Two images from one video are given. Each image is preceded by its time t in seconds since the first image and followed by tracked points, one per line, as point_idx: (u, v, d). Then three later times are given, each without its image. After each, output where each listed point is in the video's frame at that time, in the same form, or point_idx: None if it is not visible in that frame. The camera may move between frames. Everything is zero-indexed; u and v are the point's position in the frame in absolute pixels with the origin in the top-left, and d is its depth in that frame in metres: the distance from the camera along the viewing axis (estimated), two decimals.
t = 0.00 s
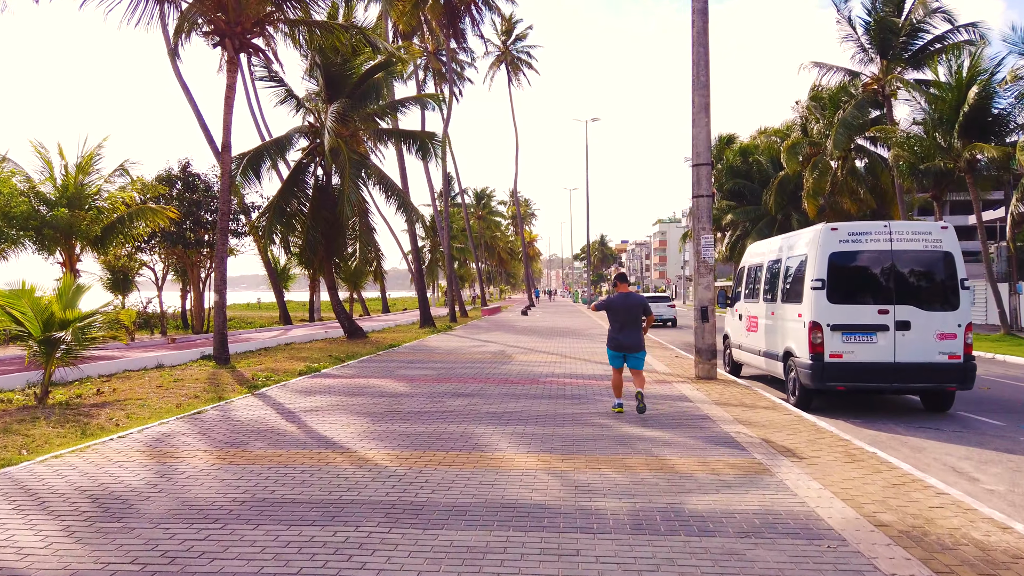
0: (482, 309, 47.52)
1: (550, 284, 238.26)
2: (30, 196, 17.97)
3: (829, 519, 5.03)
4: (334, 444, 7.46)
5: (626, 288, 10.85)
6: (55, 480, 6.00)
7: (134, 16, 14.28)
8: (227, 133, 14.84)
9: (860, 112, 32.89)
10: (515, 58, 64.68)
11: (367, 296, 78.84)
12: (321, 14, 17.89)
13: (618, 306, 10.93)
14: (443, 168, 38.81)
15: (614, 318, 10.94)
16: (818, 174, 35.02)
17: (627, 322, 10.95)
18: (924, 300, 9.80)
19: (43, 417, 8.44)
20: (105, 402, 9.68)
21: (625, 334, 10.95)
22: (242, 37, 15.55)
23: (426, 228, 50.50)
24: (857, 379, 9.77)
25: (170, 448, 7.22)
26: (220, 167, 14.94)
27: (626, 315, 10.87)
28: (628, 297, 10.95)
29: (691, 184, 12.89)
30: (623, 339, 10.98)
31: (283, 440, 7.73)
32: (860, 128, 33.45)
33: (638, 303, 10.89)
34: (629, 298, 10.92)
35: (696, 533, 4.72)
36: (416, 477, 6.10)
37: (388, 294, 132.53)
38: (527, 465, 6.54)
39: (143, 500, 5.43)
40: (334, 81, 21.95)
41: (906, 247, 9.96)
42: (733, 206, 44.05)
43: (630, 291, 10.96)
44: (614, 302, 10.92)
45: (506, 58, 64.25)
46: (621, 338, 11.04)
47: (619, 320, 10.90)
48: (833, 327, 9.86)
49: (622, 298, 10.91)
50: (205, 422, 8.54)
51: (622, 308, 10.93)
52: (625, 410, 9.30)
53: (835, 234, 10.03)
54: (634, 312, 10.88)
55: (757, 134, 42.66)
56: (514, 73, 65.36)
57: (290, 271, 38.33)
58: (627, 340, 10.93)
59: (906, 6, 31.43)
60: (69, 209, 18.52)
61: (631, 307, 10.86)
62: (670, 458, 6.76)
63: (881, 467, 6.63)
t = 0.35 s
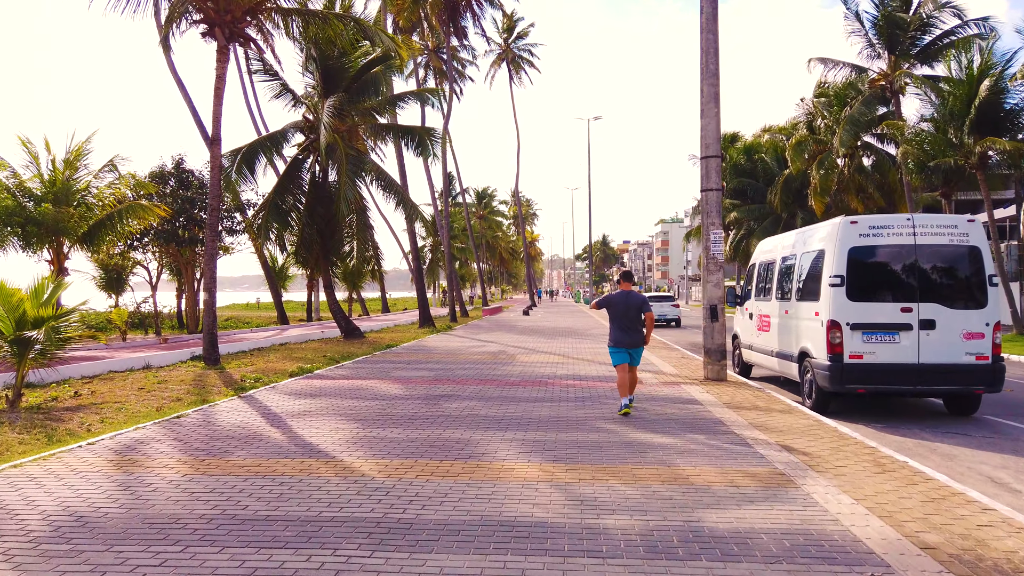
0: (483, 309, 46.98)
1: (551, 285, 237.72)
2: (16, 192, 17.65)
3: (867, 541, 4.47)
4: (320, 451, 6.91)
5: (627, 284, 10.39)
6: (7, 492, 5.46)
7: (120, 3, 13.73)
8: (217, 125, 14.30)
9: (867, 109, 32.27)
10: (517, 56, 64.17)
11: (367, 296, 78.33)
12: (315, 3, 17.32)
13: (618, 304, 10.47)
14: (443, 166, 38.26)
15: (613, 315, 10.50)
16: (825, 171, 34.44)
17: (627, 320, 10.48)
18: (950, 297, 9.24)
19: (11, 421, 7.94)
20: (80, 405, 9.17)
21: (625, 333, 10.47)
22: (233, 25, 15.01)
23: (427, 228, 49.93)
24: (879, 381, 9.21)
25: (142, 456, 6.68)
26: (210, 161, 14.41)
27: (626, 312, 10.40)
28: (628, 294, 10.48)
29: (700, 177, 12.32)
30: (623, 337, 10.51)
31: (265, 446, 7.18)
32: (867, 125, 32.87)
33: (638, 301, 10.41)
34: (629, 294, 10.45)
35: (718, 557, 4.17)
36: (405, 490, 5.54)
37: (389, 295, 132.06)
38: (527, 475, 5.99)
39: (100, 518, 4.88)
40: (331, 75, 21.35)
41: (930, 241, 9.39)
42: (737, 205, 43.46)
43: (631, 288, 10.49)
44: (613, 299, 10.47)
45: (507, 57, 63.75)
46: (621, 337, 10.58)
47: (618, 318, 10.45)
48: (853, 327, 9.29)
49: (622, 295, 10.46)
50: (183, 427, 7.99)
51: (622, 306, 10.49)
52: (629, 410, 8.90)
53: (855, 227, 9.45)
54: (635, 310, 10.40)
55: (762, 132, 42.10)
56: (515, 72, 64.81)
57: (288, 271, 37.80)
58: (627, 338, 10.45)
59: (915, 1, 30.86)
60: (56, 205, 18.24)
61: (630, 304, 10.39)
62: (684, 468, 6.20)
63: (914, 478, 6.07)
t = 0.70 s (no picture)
0: (482, 310, 46.44)
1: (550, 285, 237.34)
2: None
3: None
4: (301, 471, 6.37)
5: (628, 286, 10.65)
6: None
7: None
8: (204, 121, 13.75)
9: (871, 108, 31.70)
10: (516, 55, 63.66)
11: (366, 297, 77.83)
12: None
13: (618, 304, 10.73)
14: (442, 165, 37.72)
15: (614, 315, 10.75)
16: (828, 170, 33.93)
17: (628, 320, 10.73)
18: (975, 302, 8.71)
19: None
20: (50, 416, 8.68)
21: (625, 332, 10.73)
22: (220, 17, 14.50)
23: (425, 228, 49.35)
24: (900, 391, 8.67)
25: (107, 476, 6.15)
26: (197, 158, 13.86)
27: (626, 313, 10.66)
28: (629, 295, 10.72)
29: (708, 175, 11.79)
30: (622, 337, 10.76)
31: (242, 463, 6.65)
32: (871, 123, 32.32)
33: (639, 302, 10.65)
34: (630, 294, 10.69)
35: None
36: (391, 519, 5.00)
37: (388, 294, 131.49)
38: (527, 499, 5.46)
39: (44, 555, 4.35)
40: (325, 71, 20.79)
41: (955, 242, 8.85)
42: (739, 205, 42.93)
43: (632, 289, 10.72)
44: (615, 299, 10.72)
45: (507, 55, 63.25)
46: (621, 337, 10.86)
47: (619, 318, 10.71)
48: (872, 333, 8.76)
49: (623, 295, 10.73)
50: (156, 442, 7.46)
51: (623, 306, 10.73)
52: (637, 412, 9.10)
53: (874, 227, 8.91)
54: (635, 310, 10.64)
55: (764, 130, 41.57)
56: (514, 70, 64.26)
57: (284, 272, 37.23)
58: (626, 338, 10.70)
59: None
60: (38, 203, 17.81)
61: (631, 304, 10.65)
62: (698, 491, 5.67)
63: (950, 502, 5.54)
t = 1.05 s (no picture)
0: (485, 310, 45.89)
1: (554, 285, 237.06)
2: None
3: None
4: (282, 487, 5.81)
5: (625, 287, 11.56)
6: None
7: None
8: (193, 113, 13.22)
9: (881, 104, 30.98)
10: (519, 53, 63.13)
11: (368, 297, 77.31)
12: None
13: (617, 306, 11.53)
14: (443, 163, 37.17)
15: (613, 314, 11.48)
16: (837, 167, 33.35)
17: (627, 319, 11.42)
18: (1009, 301, 8.14)
19: None
20: (20, 424, 8.14)
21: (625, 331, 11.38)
22: (209, 5, 13.95)
23: (427, 227, 48.81)
24: (929, 398, 8.08)
25: (68, 493, 5.60)
26: (186, 153, 13.32)
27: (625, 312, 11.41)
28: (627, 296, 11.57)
29: (719, 168, 11.22)
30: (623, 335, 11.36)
31: (217, 478, 6.09)
32: (881, 120, 31.67)
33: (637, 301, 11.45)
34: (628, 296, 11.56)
35: None
36: (375, 547, 4.43)
37: (391, 294, 131.13)
38: (529, 522, 4.87)
39: None
40: (322, 64, 20.27)
41: (987, 237, 8.25)
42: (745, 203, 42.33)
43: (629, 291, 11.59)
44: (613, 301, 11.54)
45: (510, 53, 62.72)
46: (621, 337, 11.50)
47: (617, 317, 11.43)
48: (899, 335, 8.17)
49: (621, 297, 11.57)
50: (128, 453, 6.90)
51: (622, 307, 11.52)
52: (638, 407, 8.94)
53: (900, 221, 8.30)
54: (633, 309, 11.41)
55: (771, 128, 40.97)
56: (517, 69, 63.71)
57: (284, 272, 36.71)
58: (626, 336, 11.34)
59: None
60: (24, 200, 17.30)
61: (629, 304, 11.47)
62: (719, 512, 5.10)
63: (1003, 525, 4.95)
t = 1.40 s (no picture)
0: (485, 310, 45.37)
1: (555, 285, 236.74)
2: None
3: None
4: (256, 503, 5.27)
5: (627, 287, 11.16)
6: None
7: None
8: (179, 104, 12.70)
9: (888, 100, 30.36)
10: (520, 51, 62.69)
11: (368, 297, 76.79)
12: None
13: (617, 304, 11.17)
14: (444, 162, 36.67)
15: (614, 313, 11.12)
16: (843, 165, 32.90)
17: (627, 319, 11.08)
18: None
19: None
20: None
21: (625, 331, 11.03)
22: None
23: (427, 227, 48.33)
24: (958, 402, 7.54)
25: (17, 511, 5.07)
26: (172, 146, 12.79)
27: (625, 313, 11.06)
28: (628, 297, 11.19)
29: (730, 160, 10.68)
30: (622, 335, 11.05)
31: (185, 493, 5.53)
32: (888, 116, 31.13)
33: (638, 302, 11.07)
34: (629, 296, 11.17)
35: None
36: None
37: (392, 294, 130.59)
38: (528, 546, 4.33)
39: None
40: (317, 58, 19.78)
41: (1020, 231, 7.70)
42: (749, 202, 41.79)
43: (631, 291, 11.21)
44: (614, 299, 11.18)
45: (511, 52, 62.30)
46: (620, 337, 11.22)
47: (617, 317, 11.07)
48: (926, 336, 7.62)
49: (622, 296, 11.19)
50: (93, 464, 6.36)
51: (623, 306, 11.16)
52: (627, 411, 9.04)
53: (927, 214, 7.74)
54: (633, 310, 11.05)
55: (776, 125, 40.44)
56: (518, 67, 63.29)
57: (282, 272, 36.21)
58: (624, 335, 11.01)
59: None
60: (8, 196, 16.78)
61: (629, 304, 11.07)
62: (740, 535, 4.55)
63: None
